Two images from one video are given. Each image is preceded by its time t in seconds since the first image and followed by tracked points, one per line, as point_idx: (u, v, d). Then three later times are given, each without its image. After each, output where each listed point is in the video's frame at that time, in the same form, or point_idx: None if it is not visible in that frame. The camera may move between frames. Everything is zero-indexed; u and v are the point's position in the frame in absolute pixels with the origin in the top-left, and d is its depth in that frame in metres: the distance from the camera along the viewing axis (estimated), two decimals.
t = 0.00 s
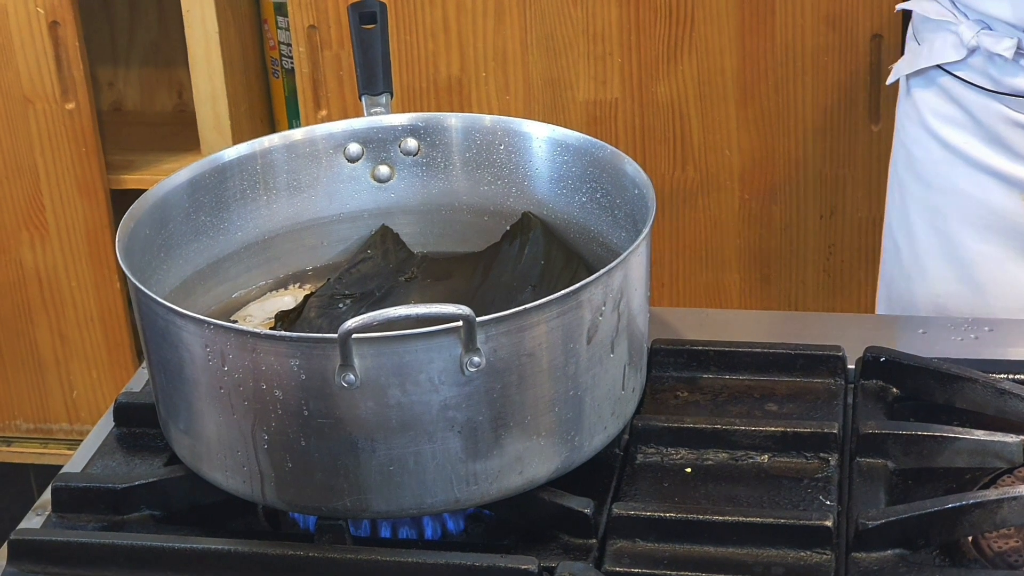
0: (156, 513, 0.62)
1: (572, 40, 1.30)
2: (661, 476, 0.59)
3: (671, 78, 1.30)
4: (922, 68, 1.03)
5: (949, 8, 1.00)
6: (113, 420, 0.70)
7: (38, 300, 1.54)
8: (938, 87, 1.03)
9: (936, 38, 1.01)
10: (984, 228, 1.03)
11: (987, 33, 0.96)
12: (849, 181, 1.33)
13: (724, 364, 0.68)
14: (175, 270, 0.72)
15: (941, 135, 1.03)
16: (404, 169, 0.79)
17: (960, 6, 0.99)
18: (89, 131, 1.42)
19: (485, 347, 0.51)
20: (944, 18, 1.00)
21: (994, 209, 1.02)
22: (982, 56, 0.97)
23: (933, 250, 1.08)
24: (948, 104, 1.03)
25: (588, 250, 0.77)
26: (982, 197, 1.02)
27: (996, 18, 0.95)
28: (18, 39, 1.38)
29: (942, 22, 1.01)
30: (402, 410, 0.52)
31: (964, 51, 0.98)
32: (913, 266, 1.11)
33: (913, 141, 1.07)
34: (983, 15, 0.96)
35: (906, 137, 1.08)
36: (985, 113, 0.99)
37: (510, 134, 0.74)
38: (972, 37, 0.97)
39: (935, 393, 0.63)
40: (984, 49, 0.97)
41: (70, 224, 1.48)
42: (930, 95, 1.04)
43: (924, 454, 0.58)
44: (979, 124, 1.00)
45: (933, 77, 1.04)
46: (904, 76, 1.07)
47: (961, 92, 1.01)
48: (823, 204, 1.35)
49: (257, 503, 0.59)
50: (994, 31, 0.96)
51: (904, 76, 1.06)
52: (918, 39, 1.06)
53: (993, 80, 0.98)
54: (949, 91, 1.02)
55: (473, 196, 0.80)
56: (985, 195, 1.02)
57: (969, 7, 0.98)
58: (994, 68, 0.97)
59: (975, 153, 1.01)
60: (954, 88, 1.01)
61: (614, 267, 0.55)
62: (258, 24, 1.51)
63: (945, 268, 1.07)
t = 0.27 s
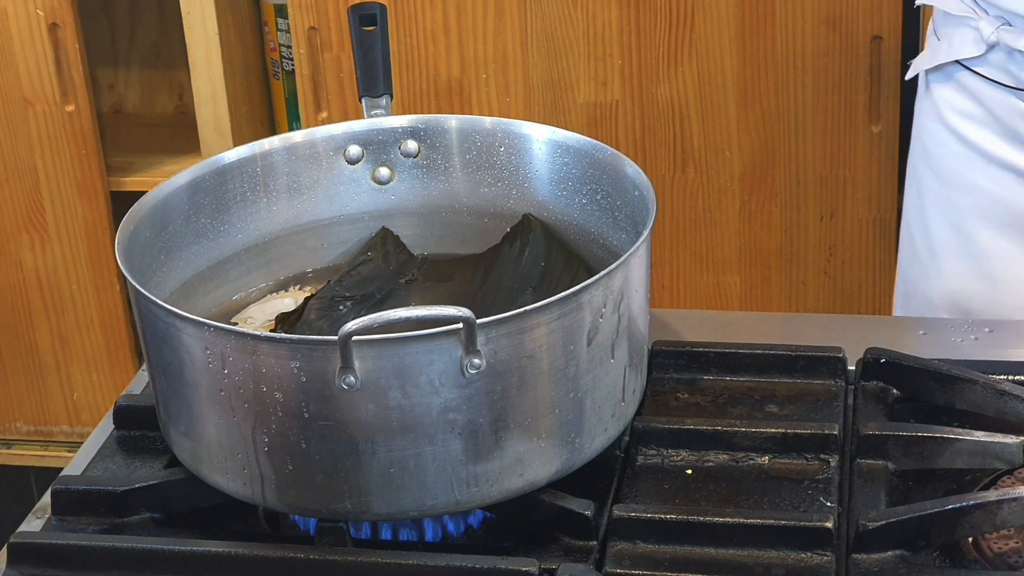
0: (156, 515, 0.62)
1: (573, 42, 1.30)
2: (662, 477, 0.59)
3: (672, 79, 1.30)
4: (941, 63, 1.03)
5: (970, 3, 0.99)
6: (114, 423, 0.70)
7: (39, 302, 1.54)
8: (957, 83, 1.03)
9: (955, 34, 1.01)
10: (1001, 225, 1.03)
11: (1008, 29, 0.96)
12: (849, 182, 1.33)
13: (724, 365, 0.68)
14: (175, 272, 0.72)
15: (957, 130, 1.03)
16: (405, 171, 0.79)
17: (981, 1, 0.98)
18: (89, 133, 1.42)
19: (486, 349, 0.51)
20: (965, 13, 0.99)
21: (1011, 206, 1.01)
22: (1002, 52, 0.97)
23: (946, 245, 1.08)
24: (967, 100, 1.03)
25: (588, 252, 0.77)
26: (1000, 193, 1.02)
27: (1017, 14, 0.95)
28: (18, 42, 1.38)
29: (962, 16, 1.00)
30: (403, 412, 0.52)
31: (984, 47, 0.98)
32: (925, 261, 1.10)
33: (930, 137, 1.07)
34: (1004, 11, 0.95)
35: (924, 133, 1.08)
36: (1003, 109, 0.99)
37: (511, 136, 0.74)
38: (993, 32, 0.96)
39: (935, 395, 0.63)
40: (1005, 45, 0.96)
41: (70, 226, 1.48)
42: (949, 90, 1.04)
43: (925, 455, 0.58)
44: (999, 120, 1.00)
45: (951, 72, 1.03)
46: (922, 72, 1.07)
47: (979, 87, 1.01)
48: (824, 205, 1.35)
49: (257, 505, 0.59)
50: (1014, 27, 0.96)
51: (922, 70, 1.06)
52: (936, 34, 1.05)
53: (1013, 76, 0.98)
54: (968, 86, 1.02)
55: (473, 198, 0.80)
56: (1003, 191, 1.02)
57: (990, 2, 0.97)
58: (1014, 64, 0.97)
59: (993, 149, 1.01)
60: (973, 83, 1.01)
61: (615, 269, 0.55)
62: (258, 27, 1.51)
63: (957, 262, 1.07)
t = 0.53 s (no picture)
0: (153, 519, 0.62)
1: (570, 43, 1.30)
2: (660, 479, 0.59)
3: (670, 80, 1.30)
4: (954, 64, 1.03)
5: (984, 5, 1.00)
6: (110, 426, 0.70)
7: (35, 305, 1.53)
8: (971, 84, 1.04)
9: (969, 36, 1.01)
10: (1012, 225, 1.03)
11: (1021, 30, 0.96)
12: (847, 183, 1.33)
13: (722, 367, 0.68)
14: (172, 275, 0.72)
15: (970, 131, 1.03)
16: (402, 173, 0.79)
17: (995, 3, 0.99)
18: (86, 135, 1.42)
19: (484, 351, 0.51)
20: (978, 15, 1.00)
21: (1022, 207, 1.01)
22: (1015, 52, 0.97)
23: (959, 247, 1.07)
24: (979, 101, 1.03)
25: (586, 253, 0.77)
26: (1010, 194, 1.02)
27: None
28: (15, 44, 1.37)
29: (976, 19, 1.01)
30: (400, 415, 0.51)
31: (997, 48, 0.98)
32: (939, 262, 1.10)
33: (943, 138, 1.07)
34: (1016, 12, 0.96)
35: (937, 134, 1.08)
36: (1013, 110, 0.99)
37: (508, 137, 0.74)
38: (1006, 33, 0.97)
39: (934, 396, 0.63)
40: (1018, 46, 0.96)
41: (67, 228, 1.48)
42: (963, 91, 1.04)
43: (923, 457, 0.58)
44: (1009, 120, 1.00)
45: (965, 73, 1.04)
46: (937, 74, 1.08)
47: (991, 88, 1.01)
48: (821, 206, 1.35)
49: (254, 508, 0.58)
50: None
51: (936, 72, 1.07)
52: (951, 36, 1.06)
53: None
54: (980, 87, 1.02)
55: (470, 200, 0.80)
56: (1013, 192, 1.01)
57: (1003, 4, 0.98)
58: None
59: (1003, 149, 1.01)
60: (986, 83, 1.01)
61: (613, 271, 0.54)
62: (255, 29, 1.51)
63: (967, 264, 1.07)
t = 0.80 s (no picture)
0: (149, 519, 0.61)
1: (567, 42, 1.30)
2: (658, 478, 0.59)
3: (666, 79, 1.30)
4: (960, 63, 1.02)
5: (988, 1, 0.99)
6: (106, 425, 0.69)
7: (31, 304, 1.53)
8: (977, 83, 1.02)
9: (974, 33, 1.00)
10: None
11: None
12: (844, 181, 1.33)
13: (720, 365, 0.68)
14: (168, 274, 0.72)
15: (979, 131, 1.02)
16: (398, 171, 0.79)
17: None
18: (81, 134, 1.42)
19: (481, 350, 0.51)
20: (983, 12, 0.99)
21: None
22: None
23: (967, 246, 1.06)
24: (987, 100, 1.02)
25: (583, 251, 0.77)
26: None
27: None
28: (9, 42, 1.37)
29: (980, 15, 0.99)
30: (397, 414, 0.51)
31: (1004, 45, 0.97)
32: (946, 263, 1.09)
33: (950, 139, 1.06)
34: None
35: (944, 135, 1.07)
36: None
37: (505, 135, 0.74)
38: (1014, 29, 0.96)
39: (932, 394, 0.63)
40: None
41: (62, 227, 1.47)
42: (969, 90, 1.03)
43: (921, 455, 0.58)
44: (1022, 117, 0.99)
45: (970, 72, 1.03)
46: (940, 73, 1.06)
47: (997, 86, 1.00)
48: (818, 204, 1.35)
49: (251, 508, 0.58)
50: None
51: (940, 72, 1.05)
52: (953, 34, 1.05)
53: None
54: (988, 85, 1.01)
55: (467, 198, 0.80)
56: None
57: None
58: None
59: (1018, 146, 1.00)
60: (994, 81, 1.00)
61: (610, 270, 0.54)
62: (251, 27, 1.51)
63: (977, 263, 1.06)
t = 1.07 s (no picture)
0: (145, 514, 0.61)
1: (564, 36, 1.29)
2: (657, 473, 0.59)
3: (664, 73, 1.29)
4: (965, 61, 1.00)
5: None
6: (102, 420, 0.69)
7: (27, 299, 1.52)
8: (983, 82, 1.01)
9: (979, 31, 0.99)
10: None
11: None
12: (842, 176, 1.33)
13: (718, 360, 0.68)
14: (164, 268, 0.71)
15: (983, 130, 1.00)
16: (396, 165, 0.79)
17: None
18: (78, 129, 1.41)
19: (478, 344, 0.50)
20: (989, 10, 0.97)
21: None
22: None
23: (972, 249, 1.04)
24: (993, 99, 1.00)
25: (581, 246, 0.77)
26: None
27: None
28: (5, 37, 1.36)
29: (986, 13, 0.98)
30: (394, 408, 0.51)
31: (1011, 43, 0.95)
32: (953, 265, 1.06)
33: (955, 139, 1.04)
34: None
35: (949, 136, 1.05)
36: None
37: (502, 129, 0.74)
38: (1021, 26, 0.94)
39: (931, 388, 0.62)
40: None
41: (58, 222, 1.47)
42: (975, 90, 1.01)
43: (920, 450, 0.58)
44: None
45: (976, 71, 1.01)
46: (946, 73, 1.05)
47: (1004, 85, 0.98)
48: (816, 199, 1.34)
49: (248, 503, 0.58)
50: None
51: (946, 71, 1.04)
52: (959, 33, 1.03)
53: None
54: (994, 83, 0.99)
55: (464, 192, 0.79)
56: None
57: None
58: None
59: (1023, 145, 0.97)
60: (1000, 80, 0.98)
61: (608, 264, 0.54)
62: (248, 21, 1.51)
63: (983, 264, 1.03)
